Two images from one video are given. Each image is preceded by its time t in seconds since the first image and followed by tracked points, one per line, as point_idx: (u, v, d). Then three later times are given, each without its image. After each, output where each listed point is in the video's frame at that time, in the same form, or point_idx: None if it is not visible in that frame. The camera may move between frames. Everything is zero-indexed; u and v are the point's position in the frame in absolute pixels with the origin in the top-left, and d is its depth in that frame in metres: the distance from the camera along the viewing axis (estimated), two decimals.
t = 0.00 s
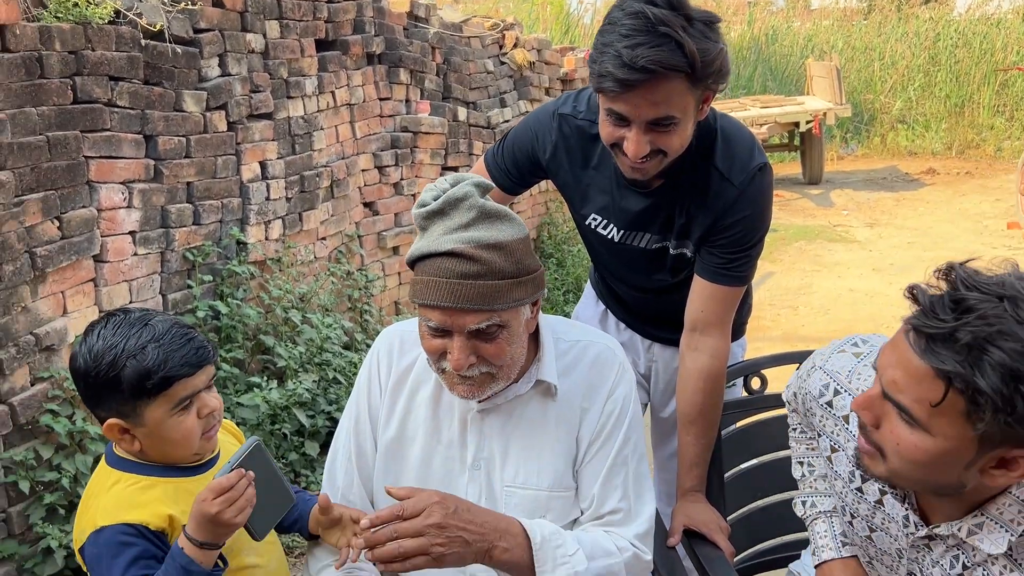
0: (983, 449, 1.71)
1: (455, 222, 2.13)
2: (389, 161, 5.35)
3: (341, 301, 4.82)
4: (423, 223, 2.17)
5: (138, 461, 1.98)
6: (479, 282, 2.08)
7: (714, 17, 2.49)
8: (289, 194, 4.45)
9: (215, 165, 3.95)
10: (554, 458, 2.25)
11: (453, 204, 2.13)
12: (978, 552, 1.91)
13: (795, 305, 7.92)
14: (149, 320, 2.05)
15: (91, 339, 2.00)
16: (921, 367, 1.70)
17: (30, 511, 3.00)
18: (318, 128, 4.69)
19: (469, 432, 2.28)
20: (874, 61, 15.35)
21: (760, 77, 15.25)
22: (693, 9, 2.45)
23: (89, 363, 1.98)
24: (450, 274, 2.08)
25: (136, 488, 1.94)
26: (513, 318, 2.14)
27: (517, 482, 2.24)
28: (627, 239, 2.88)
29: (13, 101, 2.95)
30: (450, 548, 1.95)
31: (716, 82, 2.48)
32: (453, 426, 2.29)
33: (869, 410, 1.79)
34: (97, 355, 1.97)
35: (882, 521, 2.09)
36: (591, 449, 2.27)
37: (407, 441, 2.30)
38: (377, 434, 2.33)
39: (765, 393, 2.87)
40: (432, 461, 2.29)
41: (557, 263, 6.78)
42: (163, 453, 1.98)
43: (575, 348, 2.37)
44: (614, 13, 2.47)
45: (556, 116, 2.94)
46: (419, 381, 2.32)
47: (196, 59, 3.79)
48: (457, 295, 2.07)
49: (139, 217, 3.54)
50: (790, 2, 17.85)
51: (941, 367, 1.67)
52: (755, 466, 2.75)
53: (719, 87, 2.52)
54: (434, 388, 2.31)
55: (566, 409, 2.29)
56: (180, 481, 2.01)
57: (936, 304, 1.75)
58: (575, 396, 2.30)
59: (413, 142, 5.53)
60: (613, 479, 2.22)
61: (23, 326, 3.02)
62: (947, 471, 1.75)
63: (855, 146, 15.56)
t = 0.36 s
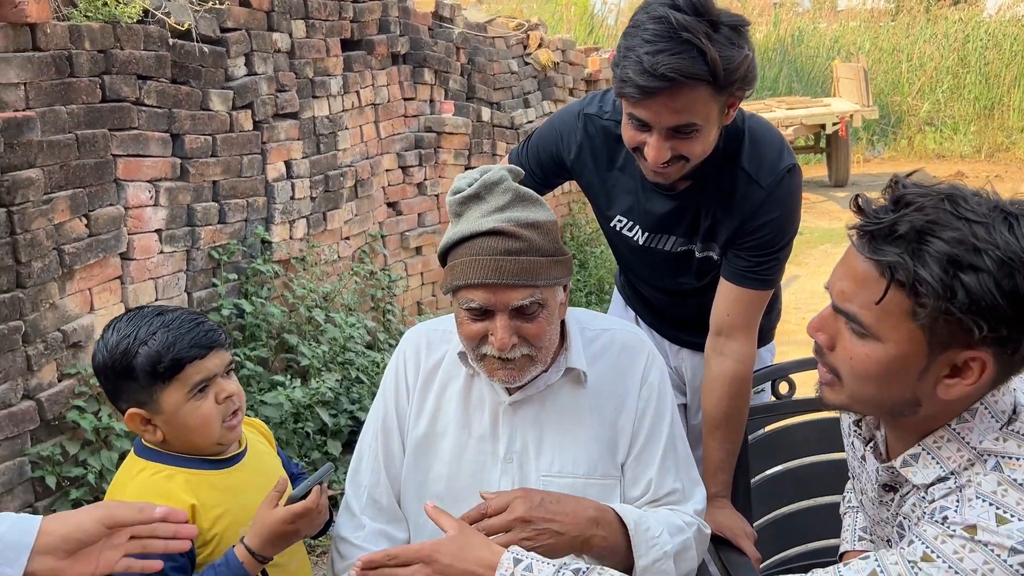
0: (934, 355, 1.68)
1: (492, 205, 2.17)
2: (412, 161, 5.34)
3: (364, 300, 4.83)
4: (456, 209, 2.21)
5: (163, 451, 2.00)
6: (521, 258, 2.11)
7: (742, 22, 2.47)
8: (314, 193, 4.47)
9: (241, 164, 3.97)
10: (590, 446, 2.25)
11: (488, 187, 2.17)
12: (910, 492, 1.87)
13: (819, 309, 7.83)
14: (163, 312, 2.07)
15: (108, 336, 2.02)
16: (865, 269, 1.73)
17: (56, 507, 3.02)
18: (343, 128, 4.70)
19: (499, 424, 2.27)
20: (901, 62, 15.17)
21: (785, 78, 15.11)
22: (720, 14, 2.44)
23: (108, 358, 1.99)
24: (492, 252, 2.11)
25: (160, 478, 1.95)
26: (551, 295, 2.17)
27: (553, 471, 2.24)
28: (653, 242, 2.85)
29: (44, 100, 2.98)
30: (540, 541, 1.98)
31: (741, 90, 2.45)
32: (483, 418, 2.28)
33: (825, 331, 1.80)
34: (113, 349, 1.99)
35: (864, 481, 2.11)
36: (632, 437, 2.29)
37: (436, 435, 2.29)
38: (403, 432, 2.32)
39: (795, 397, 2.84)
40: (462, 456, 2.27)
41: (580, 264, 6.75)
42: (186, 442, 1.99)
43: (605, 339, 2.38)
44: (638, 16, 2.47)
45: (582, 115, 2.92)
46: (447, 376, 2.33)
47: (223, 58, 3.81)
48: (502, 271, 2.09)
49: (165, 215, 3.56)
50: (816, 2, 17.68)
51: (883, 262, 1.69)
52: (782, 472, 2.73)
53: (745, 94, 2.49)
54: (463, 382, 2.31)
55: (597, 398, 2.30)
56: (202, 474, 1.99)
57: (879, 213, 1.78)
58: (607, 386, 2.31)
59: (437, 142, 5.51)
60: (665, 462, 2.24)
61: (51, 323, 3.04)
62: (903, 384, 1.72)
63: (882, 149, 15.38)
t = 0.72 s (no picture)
0: (867, 358, 1.64)
1: (530, 179, 2.30)
2: (438, 161, 5.34)
3: (389, 300, 4.83)
4: (493, 188, 2.31)
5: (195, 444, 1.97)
6: (570, 222, 2.24)
7: (773, 34, 2.44)
8: (340, 193, 4.48)
9: (269, 163, 3.98)
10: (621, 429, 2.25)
11: (523, 164, 2.31)
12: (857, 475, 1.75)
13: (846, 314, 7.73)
14: (204, 305, 2.06)
15: (149, 329, 2.01)
16: (805, 274, 1.71)
17: (86, 502, 3.05)
18: (369, 127, 4.71)
19: (528, 408, 2.27)
20: (930, 63, 14.98)
21: (811, 79, 14.86)
22: (751, 25, 2.41)
23: (149, 349, 1.99)
24: (544, 217, 2.22)
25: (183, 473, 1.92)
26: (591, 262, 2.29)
27: (584, 454, 2.23)
28: (685, 242, 2.82)
29: (76, 97, 3.00)
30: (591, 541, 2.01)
31: (768, 105, 2.43)
32: (512, 402, 2.28)
33: (771, 335, 1.77)
34: (154, 339, 1.99)
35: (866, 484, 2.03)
36: (665, 420, 2.29)
37: (463, 422, 2.28)
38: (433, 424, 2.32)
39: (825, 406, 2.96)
40: (490, 444, 2.25)
41: (604, 265, 6.72)
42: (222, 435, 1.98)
43: (629, 326, 2.39)
44: (666, 26, 2.44)
45: (616, 113, 2.90)
46: (475, 363, 2.33)
47: (252, 57, 3.83)
48: (556, 232, 2.21)
49: (194, 213, 3.58)
50: (843, 3, 17.50)
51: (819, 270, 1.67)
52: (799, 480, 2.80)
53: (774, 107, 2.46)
54: (491, 368, 2.31)
55: (623, 379, 2.30)
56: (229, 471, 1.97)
57: (819, 224, 1.76)
58: (635, 369, 2.32)
59: (462, 141, 5.50)
60: (711, 442, 2.26)
61: (82, 320, 3.06)
62: (839, 388, 1.68)
63: (909, 151, 15.19)
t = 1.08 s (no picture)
0: (893, 343, 1.62)
1: (545, 171, 2.29)
2: (454, 162, 5.33)
3: (404, 301, 4.83)
4: (509, 180, 2.30)
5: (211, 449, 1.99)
6: (587, 210, 2.25)
7: (789, 43, 2.42)
8: (356, 194, 4.48)
9: (286, 164, 4.00)
10: (636, 418, 2.24)
11: (538, 157, 2.31)
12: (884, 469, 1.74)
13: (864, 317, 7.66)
14: (235, 304, 2.04)
15: (180, 324, 1.99)
16: (826, 263, 1.70)
17: (102, 501, 3.06)
18: (385, 128, 4.71)
19: (542, 397, 2.26)
20: (950, 64, 14.83)
21: (829, 81, 14.65)
22: (765, 34, 2.40)
23: (178, 346, 1.97)
24: (563, 205, 2.23)
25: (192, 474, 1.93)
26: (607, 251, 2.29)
27: (598, 443, 2.22)
28: (703, 243, 2.80)
29: (95, 99, 3.02)
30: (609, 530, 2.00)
31: (784, 114, 2.41)
32: (525, 392, 2.27)
33: (795, 327, 1.75)
34: (184, 337, 1.97)
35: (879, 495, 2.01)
36: (680, 410, 2.27)
37: (477, 414, 2.28)
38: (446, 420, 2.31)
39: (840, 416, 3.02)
40: (502, 433, 2.25)
41: (620, 266, 6.69)
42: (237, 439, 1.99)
43: (642, 320, 2.37)
44: (681, 35, 2.43)
45: (634, 115, 2.88)
46: (488, 357, 2.33)
47: (269, 58, 3.85)
48: (575, 220, 2.22)
49: (211, 214, 3.60)
50: (862, 3, 17.36)
51: (840, 256, 1.67)
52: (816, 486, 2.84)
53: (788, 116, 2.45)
54: (504, 361, 2.31)
55: (637, 368, 2.29)
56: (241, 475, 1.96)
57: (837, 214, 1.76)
58: (649, 361, 2.31)
59: (478, 143, 5.50)
60: (729, 432, 2.25)
61: (100, 320, 3.08)
62: (865, 376, 1.66)
63: (929, 152, 15.05)
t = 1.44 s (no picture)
0: (911, 351, 1.60)
1: (565, 180, 2.26)
2: (464, 165, 5.31)
3: (413, 304, 4.81)
4: (527, 189, 2.27)
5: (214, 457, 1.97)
6: (606, 223, 2.21)
7: (800, 45, 2.38)
8: (365, 197, 4.47)
9: (294, 167, 3.99)
10: (650, 433, 2.20)
11: (557, 165, 2.28)
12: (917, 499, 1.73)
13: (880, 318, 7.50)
14: (221, 313, 2.02)
15: (166, 335, 1.97)
16: (831, 271, 1.68)
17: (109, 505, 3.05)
18: (394, 131, 4.70)
19: (555, 410, 2.23)
20: (965, 65, 14.69)
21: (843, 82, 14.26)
22: (775, 37, 2.37)
23: (164, 357, 1.95)
24: (581, 218, 2.20)
25: (196, 481, 1.91)
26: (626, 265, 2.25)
27: (613, 459, 2.18)
28: (711, 247, 2.77)
29: (102, 102, 3.02)
30: (626, 567, 1.98)
31: (794, 119, 2.38)
32: (538, 405, 2.24)
33: (806, 341, 1.73)
34: (170, 346, 1.95)
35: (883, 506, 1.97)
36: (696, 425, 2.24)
37: (489, 426, 2.25)
38: (456, 428, 2.30)
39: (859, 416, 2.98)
40: (514, 445, 2.22)
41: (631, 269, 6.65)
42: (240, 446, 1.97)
43: (659, 331, 2.34)
44: (691, 38, 2.40)
45: (641, 118, 2.87)
46: (500, 367, 2.30)
47: (277, 61, 3.85)
48: (593, 233, 2.18)
49: (219, 217, 3.59)
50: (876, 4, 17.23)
51: (842, 261, 1.65)
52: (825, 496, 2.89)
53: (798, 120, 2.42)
54: (516, 373, 2.28)
55: (653, 383, 2.26)
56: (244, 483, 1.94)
57: (835, 213, 1.74)
58: (666, 374, 2.27)
59: (488, 145, 5.48)
60: (748, 446, 2.22)
61: (107, 323, 3.08)
62: (885, 393, 1.64)
63: (944, 154, 14.90)
